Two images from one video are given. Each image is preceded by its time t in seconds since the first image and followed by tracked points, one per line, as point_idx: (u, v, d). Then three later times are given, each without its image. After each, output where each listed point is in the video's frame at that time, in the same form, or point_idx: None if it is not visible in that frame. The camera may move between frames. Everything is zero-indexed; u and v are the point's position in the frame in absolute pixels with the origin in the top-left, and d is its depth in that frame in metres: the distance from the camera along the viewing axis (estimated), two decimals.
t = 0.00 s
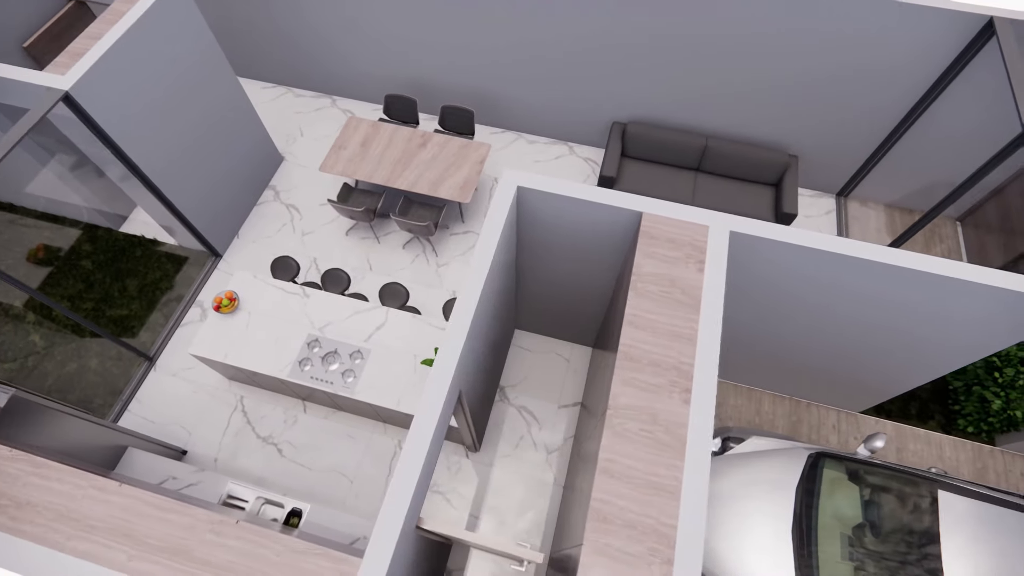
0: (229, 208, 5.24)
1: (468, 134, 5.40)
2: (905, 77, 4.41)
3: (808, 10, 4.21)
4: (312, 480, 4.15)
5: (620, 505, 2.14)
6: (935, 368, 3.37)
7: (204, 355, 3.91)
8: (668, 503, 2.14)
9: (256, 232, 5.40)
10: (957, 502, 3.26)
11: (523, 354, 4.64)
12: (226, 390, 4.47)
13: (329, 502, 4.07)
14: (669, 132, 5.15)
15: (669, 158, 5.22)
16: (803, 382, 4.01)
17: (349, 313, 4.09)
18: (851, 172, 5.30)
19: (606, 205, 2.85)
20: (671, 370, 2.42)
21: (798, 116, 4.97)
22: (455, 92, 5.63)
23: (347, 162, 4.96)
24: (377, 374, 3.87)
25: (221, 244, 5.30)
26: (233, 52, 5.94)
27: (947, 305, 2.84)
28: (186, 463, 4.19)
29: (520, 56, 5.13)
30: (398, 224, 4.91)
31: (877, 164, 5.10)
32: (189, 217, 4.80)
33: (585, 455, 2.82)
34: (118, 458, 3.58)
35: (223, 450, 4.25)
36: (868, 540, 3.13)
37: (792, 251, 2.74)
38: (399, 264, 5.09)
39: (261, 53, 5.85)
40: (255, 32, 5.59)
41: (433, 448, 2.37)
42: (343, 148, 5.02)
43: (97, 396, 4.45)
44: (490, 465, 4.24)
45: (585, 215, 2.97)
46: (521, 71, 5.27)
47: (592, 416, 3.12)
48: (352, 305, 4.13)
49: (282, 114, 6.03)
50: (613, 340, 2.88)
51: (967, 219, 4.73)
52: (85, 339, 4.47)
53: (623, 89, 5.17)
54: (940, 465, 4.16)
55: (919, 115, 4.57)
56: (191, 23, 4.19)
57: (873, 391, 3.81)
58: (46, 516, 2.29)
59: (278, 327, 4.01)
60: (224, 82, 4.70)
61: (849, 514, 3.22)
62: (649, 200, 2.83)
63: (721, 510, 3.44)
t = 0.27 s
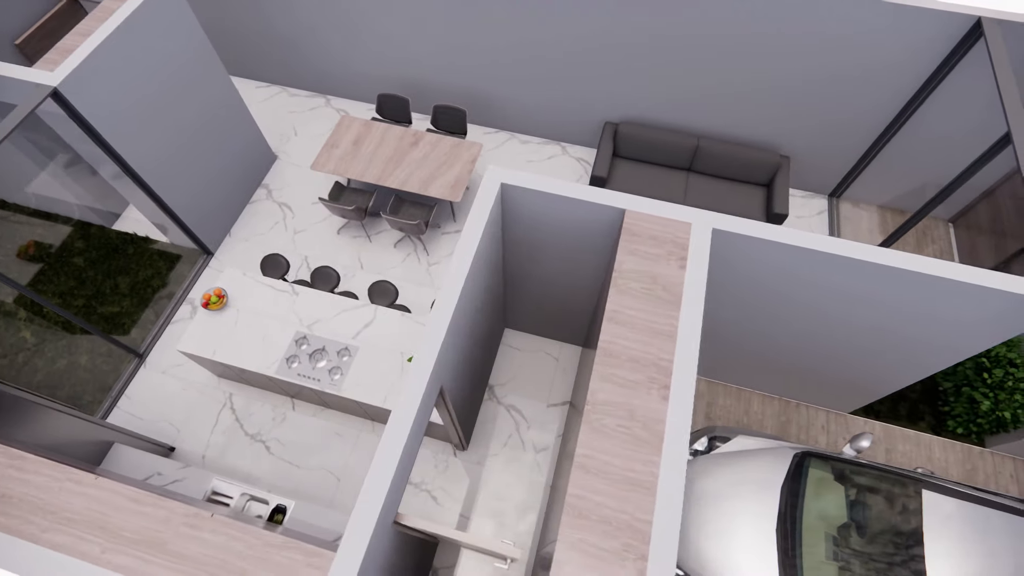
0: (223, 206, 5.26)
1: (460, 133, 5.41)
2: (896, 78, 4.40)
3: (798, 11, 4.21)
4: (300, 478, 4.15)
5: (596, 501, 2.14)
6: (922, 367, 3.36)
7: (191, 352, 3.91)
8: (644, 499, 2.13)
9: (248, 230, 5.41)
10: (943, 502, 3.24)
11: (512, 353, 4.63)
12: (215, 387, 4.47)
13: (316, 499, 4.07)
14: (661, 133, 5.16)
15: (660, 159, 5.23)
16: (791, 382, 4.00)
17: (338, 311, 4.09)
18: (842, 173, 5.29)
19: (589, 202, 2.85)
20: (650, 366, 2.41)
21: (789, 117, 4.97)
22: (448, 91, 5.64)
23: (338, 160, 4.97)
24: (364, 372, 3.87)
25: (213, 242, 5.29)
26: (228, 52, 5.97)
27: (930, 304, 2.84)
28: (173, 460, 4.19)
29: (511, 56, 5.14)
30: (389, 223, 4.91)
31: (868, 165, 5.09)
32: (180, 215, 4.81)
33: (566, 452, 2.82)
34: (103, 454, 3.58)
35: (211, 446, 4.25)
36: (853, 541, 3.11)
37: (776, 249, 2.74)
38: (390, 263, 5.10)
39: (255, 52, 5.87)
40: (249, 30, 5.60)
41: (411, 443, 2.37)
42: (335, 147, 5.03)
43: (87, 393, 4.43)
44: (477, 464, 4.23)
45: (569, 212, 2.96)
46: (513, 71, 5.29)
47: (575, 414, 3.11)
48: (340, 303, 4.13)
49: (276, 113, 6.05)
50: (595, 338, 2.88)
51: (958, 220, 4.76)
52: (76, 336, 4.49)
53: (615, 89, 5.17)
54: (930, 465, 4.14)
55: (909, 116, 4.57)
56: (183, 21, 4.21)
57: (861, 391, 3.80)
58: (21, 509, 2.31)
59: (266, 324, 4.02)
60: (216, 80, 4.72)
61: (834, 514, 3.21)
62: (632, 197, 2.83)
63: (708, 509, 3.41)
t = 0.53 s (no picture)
0: (216, 205, 5.28)
1: (453, 133, 5.43)
2: (886, 78, 4.39)
3: (787, 11, 4.21)
4: (287, 475, 4.15)
5: (571, 496, 2.13)
6: (908, 368, 3.35)
7: (180, 348, 3.91)
8: (619, 495, 2.13)
9: (240, 228, 5.42)
10: (927, 502, 3.23)
11: (501, 351, 4.63)
12: (205, 385, 4.48)
13: (303, 497, 4.07)
14: (652, 133, 5.16)
15: (652, 159, 5.23)
16: (780, 382, 3.99)
17: (326, 308, 4.10)
18: (834, 173, 5.29)
19: (573, 199, 2.86)
20: (629, 362, 2.41)
21: (779, 118, 4.97)
22: (441, 91, 5.65)
23: (330, 159, 4.99)
24: (351, 369, 3.87)
25: (205, 240, 5.27)
26: (222, 52, 6.00)
27: (913, 303, 2.83)
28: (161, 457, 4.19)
29: (502, 57, 5.16)
30: (380, 221, 4.92)
31: (859, 166, 5.09)
32: (172, 213, 4.79)
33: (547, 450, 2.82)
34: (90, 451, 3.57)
35: (199, 443, 4.25)
36: (837, 541, 3.11)
37: (759, 247, 2.74)
38: (381, 261, 5.10)
39: (249, 53, 5.90)
40: (243, 30, 5.63)
41: (390, 438, 2.37)
42: (327, 146, 5.05)
43: (77, 389, 4.37)
44: (464, 462, 4.22)
45: (552, 209, 2.97)
46: (504, 71, 5.30)
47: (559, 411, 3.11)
48: (329, 300, 4.14)
49: (271, 112, 6.08)
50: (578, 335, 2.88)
51: (950, 221, 4.73)
52: (66, 334, 4.49)
53: (606, 90, 5.18)
54: (919, 466, 4.13)
55: (899, 117, 4.57)
56: (175, 19, 4.22)
57: (850, 391, 3.79)
58: None
59: (255, 321, 4.02)
60: (209, 79, 4.73)
61: (818, 514, 3.21)
62: (614, 194, 2.84)
63: (694, 510, 3.41)
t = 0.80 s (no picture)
0: (209, 202, 5.30)
1: (446, 132, 5.44)
2: (876, 78, 4.39)
3: (777, 12, 4.22)
4: (275, 472, 4.15)
5: (547, 490, 2.13)
6: (895, 368, 3.34)
7: (168, 344, 3.92)
8: (595, 490, 2.13)
9: (232, 226, 5.43)
10: (913, 502, 3.22)
11: (491, 350, 4.63)
12: (194, 381, 4.48)
13: (290, 494, 4.07)
14: (644, 133, 5.17)
15: (644, 159, 5.24)
16: (768, 382, 3.98)
17: (315, 306, 4.10)
18: (826, 174, 5.28)
19: (556, 196, 2.86)
20: (609, 358, 2.41)
21: (770, 119, 4.98)
22: (434, 91, 5.67)
23: (323, 157, 5.00)
24: (339, 367, 3.87)
25: (197, 237, 5.27)
26: (217, 51, 6.03)
27: (897, 302, 2.83)
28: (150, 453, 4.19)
29: (495, 57, 5.18)
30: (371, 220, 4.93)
31: (851, 167, 5.09)
32: (164, 210, 4.80)
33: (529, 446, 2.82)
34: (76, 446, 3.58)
35: (187, 439, 4.26)
36: (821, 540, 3.11)
37: (742, 244, 2.74)
38: (372, 259, 5.11)
39: (243, 52, 5.93)
40: (237, 30, 5.65)
41: (367, 432, 2.37)
42: (320, 144, 5.06)
43: (66, 385, 4.36)
44: (452, 460, 4.21)
45: (536, 206, 2.97)
46: (497, 71, 5.31)
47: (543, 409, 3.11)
48: (317, 298, 4.14)
49: (265, 111, 6.10)
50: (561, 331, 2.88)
51: (942, 223, 4.69)
52: (56, 330, 4.53)
53: (598, 90, 5.19)
54: (908, 467, 4.12)
55: (889, 117, 4.58)
56: (167, 17, 4.25)
57: (838, 391, 3.78)
58: None
59: (243, 318, 4.03)
60: (202, 78, 4.75)
61: (803, 513, 3.20)
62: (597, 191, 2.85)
63: (682, 509, 3.34)
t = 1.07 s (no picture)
0: (202, 200, 5.31)
1: (439, 132, 5.45)
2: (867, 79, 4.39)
3: (767, 12, 4.23)
4: (262, 468, 4.15)
5: (523, 485, 2.12)
6: (881, 367, 3.33)
7: (156, 340, 3.92)
8: (571, 484, 2.13)
9: (225, 223, 5.44)
10: (898, 502, 3.19)
11: (480, 348, 4.63)
12: (184, 378, 4.49)
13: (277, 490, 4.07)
14: (637, 133, 5.17)
15: (636, 159, 5.25)
16: (757, 381, 3.97)
17: (304, 303, 4.11)
18: (819, 174, 5.28)
19: (540, 193, 2.86)
20: (588, 353, 2.41)
21: (762, 119, 4.98)
22: (427, 91, 5.69)
23: (315, 156, 5.02)
24: (327, 364, 3.88)
25: (190, 235, 5.28)
26: (212, 50, 6.05)
27: (880, 300, 2.83)
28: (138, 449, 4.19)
29: (487, 56, 5.19)
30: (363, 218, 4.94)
31: (843, 168, 5.09)
32: (156, 208, 4.81)
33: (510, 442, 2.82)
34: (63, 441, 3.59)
35: (176, 435, 4.26)
36: (804, 540, 3.10)
37: (724, 241, 2.75)
38: (364, 258, 5.12)
39: (238, 51, 5.96)
40: (232, 29, 5.68)
41: (346, 426, 2.37)
42: (313, 142, 5.08)
43: (56, 381, 4.36)
44: (440, 458, 4.21)
45: (520, 203, 2.97)
46: (490, 70, 5.33)
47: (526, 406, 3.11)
48: (306, 295, 4.15)
49: (260, 110, 6.12)
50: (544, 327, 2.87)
51: (935, 224, 4.54)
52: (48, 326, 4.57)
53: (591, 90, 5.20)
54: (898, 469, 4.10)
55: (881, 117, 4.57)
56: (159, 14, 4.27)
57: (827, 392, 3.76)
58: None
59: (232, 315, 4.04)
60: (195, 76, 4.78)
61: (788, 512, 3.19)
62: (581, 188, 2.85)
63: (667, 509, 3.32)
